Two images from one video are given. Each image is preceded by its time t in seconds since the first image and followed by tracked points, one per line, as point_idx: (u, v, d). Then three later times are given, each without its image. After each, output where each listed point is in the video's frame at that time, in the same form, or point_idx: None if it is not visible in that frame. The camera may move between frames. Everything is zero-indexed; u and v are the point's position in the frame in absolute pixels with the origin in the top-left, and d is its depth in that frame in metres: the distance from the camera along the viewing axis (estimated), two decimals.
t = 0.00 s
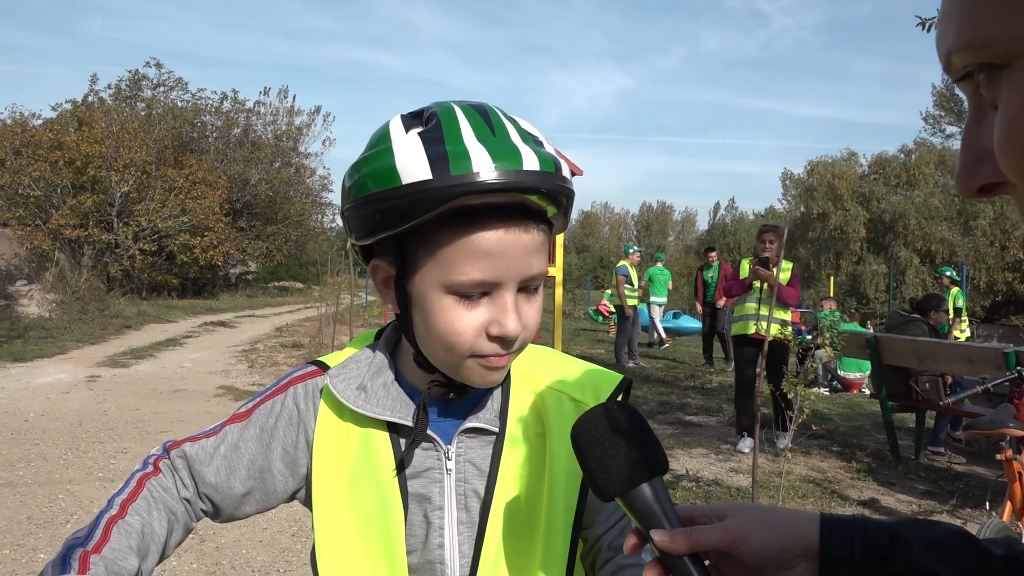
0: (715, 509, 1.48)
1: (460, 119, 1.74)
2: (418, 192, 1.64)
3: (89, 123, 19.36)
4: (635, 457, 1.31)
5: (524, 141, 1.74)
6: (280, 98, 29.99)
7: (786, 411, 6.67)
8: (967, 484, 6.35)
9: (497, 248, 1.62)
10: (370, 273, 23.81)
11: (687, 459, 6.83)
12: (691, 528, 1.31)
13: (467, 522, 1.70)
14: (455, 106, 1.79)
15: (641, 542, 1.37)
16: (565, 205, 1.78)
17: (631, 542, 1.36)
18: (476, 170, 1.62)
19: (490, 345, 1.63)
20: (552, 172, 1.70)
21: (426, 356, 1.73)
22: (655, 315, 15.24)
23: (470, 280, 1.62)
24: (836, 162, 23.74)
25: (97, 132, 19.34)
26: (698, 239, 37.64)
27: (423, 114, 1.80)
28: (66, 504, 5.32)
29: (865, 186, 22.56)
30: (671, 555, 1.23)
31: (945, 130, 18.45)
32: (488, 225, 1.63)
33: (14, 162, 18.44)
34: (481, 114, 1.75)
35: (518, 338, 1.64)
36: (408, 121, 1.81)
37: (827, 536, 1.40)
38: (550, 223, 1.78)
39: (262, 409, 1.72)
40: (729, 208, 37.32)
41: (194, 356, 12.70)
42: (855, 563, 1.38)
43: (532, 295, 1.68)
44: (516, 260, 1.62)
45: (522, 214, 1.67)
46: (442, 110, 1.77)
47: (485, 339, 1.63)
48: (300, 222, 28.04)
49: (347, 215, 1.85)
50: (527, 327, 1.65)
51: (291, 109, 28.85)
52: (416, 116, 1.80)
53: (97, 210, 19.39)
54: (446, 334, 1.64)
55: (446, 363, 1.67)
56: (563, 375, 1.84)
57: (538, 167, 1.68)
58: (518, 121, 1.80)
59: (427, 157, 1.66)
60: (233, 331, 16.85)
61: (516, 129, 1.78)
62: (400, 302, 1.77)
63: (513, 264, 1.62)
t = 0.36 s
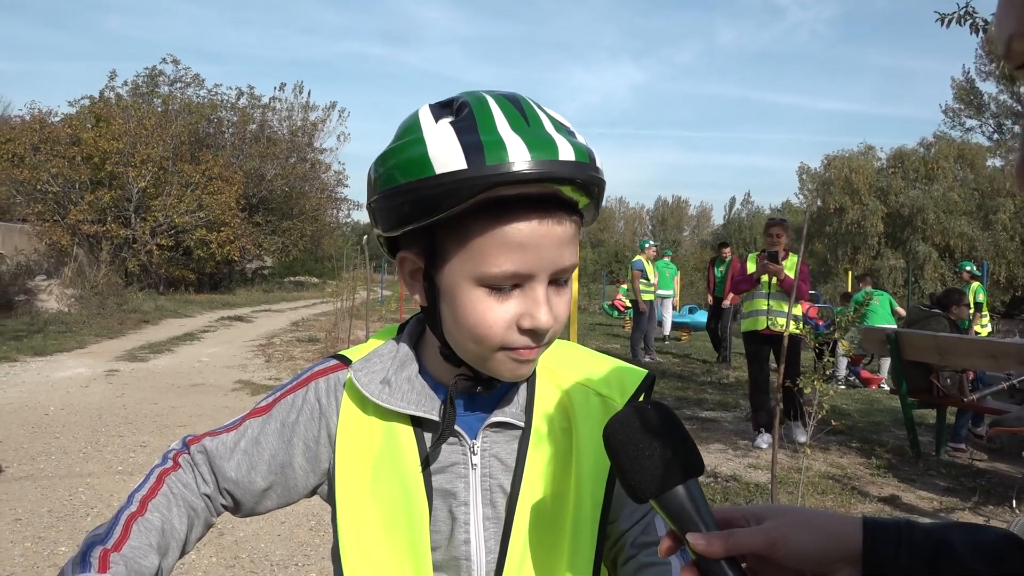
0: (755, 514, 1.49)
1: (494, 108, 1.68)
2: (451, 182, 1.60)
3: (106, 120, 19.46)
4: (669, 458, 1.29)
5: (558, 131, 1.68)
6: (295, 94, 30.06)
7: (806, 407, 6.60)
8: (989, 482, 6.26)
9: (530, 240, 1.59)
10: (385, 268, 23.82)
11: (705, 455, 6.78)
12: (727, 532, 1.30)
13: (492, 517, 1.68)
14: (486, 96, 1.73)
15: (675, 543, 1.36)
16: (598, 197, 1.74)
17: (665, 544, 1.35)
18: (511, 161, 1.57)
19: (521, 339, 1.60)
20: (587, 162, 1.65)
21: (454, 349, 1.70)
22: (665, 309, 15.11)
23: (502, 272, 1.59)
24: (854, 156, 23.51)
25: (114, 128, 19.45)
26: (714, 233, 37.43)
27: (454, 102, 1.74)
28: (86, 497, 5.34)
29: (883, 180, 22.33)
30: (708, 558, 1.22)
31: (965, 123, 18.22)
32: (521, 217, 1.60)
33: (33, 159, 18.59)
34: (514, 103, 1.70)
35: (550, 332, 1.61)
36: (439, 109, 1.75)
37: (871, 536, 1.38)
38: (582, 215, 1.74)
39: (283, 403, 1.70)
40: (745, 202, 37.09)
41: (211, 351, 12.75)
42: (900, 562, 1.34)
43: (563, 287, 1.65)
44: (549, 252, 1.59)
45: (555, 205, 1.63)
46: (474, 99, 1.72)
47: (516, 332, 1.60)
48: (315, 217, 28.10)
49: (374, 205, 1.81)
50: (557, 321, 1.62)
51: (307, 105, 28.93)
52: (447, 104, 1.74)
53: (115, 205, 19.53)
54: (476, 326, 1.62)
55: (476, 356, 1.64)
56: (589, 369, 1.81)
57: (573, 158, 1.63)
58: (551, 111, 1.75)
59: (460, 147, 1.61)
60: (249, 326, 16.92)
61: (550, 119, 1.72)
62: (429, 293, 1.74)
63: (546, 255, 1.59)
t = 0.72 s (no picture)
0: (787, 487, 1.44)
1: (512, 48, 1.62)
2: (469, 125, 1.55)
3: (129, 88, 19.49)
4: (696, 432, 1.24)
5: (578, 73, 1.63)
6: (316, 62, 29.99)
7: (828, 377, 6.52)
8: (1015, 454, 6.17)
9: (552, 184, 1.54)
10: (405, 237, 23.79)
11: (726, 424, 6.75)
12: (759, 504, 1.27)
13: (509, 482, 1.66)
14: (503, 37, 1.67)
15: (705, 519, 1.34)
16: (619, 144, 1.69)
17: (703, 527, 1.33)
18: (534, 100, 1.52)
19: (542, 290, 1.55)
20: (609, 104, 1.61)
21: (471, 305, 1.66)
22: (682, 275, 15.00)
23: (522, 220, 1.54)
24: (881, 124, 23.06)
25: (136, 97, 19.51)
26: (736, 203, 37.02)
27: (470, 46, 1.68)
28: (112, 462, 5.42)
29: (910, 148, 21.90)
30: (741, 533, 1.19)
31: (997, 89, 17.77)
32: (541, 161, 1.55)
33: (57, 127, 18.71)
34: (533, 45, 1.64)
35: (570, 284, 1.56)
36: (454, 54, 1.69)
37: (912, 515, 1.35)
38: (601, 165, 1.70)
39: (289, 369, 1.67)
40: (768, 172, 36.59)
41: (234, 318, 12.86)
42: (953, 557, 1.29)
43: (582, 240, 1.60)
44: (570, 198, 1.55)
45: (576, 149, 1.59)
46: (491, 42, 1.65)
47: (537, 283, 1.55)
48: (337, 186, 28.12)
49: (386, 158, 1.75)
50: (578, 273, 1.57)
51: (327, 73, 28.83)
52: (462, 49, 1.68)
53: (138, 174, 19.65)
54: (494, 277, 1.57)
55: (494, 311, 1.60)
56: (604, 332, 1.79)
57: (597, 98, 1.58)
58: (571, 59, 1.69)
59: (480, 86, 1.56)
60: (272, 295, 17.04)
61: (569, 63, 1.66)
62: (445, 247, 1.69)
63: (567, 202, 1.55)
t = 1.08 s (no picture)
0: (789, 491, 1.44)
1: (497, 42, 1.57)
2: (451, 127, 1.51)
3: (125, 76, 19.39)
4: (701, 431, 1.23)
5: (566, 71, 1.59)
6: (313, 49, 29.84)
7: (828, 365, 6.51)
8: (1015, 440, 6.16)
9: (535, 190, 1.51)
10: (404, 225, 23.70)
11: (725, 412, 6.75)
12: (762, 510, 1.25)
13: (498, 488, 1.64)
14: (488, 29, 1.62)
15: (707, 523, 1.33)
16: (606, 144, 1.66)
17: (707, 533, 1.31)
18: (520, 102, 1.48)
19: (523, 296, 1.54)
20: (597, 106, 1.57)
21: (451, 307, 1.64)
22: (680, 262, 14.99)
23: (505, 226, 1.52)
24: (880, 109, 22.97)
25: (132, 85, 19.40)
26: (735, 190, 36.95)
27: (452, 39, 1.63)
28: (112, 454, 5.41)
29: (909, 133, 21.82)
30: (742, 541, 1.18)
31: (996, 73, 17.69)
32: (526, 165, 1.52)
33: (53, 116, 18.61)
34: (518, 38, 1.59)
35: (553, 289, 1.55)
36: (436, 46, 1.64)
37: (918, 522, 1.33)
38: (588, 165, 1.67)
39: (266, 374, 1.64)
40: (767, 158, 36.50)
41: (233, 308, 12.84)
42: (959, 562, 1.29)
43: (566, 243, 1.58)
44: (555, 204, 1.53)
45: (562, 152, 1.55)
46: (474, 35, 1.60)
47: (519, 289, 1.53)
48: (335, 174, 28.02)
49: (363, 153, 1.71)
50: (561, 277, 1.56)
51: (324, 61, 28.70)
52: (444, 41, 1.63)
53: (135, 163, 19.58)
54: (475, 283, 1.55)
55: (475, 315, 1.58)
56: (591, 328, 1.78)
57: (585, 100, 1.54)
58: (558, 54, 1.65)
59: (464, 85, 1.52)
60: (271, 284, 17.01)
61: (557, 59, 1.62)
62: (424, 247, 1.66)
63: (552, 208, 1.53)
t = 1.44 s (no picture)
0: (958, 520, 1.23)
1: (478, 71, 1.51)
2: (438, 164, 1.45)
3: (148, 91, 19.61)
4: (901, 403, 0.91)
5: (551, 95, 1.54)
6: (332, 61, 30.05)
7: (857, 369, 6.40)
8: None
9: (527, 220, 1.47)
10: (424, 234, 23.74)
11: (753, 419, 6.67)
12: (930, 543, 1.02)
13: (503, 505, 1.59)
14: (466, 56, 1.55)
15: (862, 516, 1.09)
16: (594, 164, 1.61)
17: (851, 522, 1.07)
18: (508, 136, 1.43)
19: (520, 324, 1.50)
20: (585, 129, 1.52)
21: (443, 337, 1.59)
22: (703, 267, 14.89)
23: (499, 257, 1.48)
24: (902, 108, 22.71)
25: (155, 100, 19.61)
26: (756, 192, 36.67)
27: (429, 65, 1.56)
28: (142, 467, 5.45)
29: (932, 132, 21.54)
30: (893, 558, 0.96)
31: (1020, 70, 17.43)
32: (517, 196, 1.48)
33: (78, 132, 18.87)
34: (498, 63, 1.53)
35: (549, 316, 1.52)
36: (413, 73, 1.57)
37: None
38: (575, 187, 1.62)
39: (254, 406, 1.58)
40: (787, 160, 36.22)
41: (258, 320, 12.92)
42: None
43: (559, 265, 1.54)
44: (548, 232, 1.49)
45: (552, 179, 1.51)
46: (453, 62, 1.54)
47: (515, 317, 1.49)
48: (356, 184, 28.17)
49: (341, 189, 1.63)
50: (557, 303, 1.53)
51: (343, 72, 28.93)
52: (422, 69, 1.56)
53: (159, 177, 19.80)
54: (470, 315, 1.51)
55: (469, 346, 1.54)
56: (580, 332, 1.72)
57: (573, 127, 1.49)
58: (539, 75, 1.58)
59: (448, 120, 1.46)
60: (294, 294, 17.11)
61: (540, 82, 1.56)
62: (411, 281, 1.60)
63: (544, 234, 1.48)
